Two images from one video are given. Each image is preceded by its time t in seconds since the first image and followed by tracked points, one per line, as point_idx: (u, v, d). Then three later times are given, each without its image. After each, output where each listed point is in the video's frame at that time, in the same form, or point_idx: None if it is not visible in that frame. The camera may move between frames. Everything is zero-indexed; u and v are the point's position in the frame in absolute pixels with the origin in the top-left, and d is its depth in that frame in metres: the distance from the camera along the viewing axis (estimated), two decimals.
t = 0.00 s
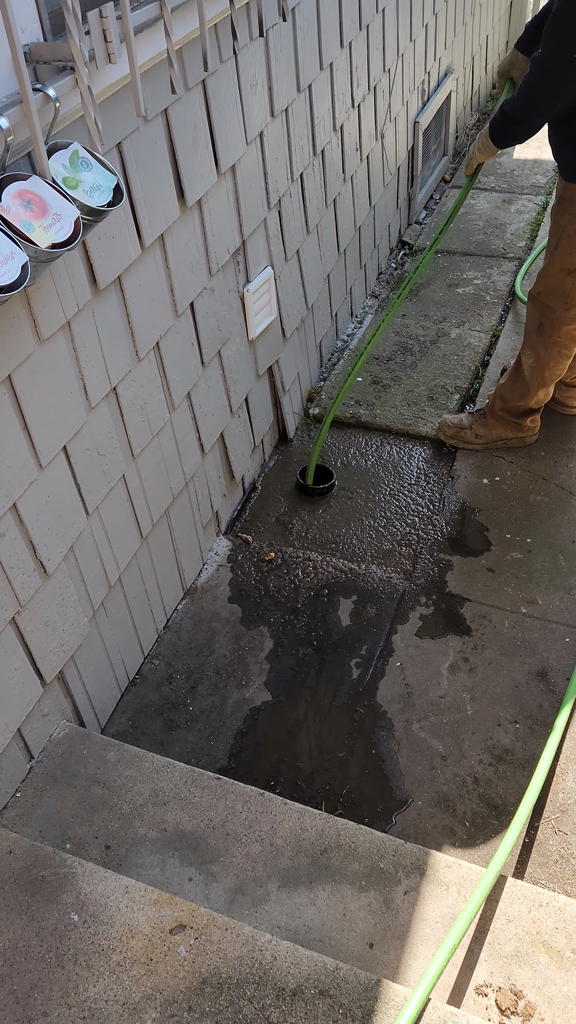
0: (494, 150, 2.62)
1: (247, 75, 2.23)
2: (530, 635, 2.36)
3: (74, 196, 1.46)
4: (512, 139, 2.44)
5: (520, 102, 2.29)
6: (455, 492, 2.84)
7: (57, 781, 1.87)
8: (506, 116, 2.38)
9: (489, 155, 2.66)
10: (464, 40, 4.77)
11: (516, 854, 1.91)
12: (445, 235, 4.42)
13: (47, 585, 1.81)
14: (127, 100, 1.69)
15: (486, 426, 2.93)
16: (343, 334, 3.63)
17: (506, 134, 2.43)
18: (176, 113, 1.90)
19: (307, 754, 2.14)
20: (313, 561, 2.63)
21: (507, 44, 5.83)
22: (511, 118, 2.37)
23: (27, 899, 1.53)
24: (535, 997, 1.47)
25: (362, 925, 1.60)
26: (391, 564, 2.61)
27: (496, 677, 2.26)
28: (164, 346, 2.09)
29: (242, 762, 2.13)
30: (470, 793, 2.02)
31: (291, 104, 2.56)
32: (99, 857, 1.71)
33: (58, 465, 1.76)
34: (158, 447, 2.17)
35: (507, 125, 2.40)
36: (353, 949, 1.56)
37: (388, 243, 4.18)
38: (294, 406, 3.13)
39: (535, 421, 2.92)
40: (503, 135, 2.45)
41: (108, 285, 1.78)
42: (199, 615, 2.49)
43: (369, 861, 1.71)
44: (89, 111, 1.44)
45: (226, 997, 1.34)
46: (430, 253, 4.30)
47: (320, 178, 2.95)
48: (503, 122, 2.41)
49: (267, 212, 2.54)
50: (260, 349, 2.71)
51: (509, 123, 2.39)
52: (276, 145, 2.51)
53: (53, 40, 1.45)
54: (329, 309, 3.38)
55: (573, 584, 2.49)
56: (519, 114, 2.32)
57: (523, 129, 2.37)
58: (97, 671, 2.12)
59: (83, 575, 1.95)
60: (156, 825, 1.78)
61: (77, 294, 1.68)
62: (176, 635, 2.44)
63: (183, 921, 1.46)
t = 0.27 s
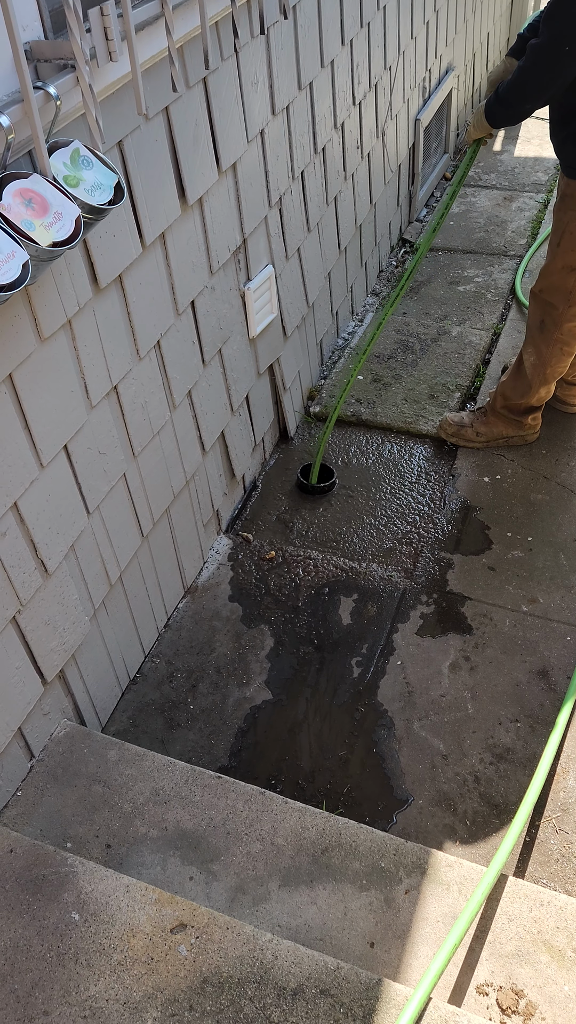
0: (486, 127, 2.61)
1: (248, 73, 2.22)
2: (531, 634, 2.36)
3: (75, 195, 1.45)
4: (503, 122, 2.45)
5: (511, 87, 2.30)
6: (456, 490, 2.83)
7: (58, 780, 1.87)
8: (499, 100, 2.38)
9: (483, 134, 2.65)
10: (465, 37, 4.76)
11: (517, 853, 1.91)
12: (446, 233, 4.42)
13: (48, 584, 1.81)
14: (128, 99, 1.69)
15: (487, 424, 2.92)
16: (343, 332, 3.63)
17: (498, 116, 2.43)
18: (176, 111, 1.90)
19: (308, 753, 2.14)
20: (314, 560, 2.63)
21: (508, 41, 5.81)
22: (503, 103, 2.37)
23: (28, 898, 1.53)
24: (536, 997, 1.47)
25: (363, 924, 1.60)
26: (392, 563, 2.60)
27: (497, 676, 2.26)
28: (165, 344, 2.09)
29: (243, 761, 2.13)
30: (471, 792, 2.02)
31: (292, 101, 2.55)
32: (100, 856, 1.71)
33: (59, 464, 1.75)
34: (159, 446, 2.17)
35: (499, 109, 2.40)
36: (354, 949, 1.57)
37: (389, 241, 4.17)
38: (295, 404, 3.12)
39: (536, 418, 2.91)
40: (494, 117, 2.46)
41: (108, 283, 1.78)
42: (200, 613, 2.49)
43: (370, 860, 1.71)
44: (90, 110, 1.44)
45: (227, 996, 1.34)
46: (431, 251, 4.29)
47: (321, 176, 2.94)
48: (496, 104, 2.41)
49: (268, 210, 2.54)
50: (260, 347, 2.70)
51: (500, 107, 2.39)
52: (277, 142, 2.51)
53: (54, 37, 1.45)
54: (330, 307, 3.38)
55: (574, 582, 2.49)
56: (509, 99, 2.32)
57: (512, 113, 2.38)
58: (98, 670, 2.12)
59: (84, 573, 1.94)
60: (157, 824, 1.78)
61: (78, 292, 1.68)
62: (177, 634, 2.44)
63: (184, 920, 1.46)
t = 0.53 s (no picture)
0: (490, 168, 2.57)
1: (244, 66, 2.21)
2: (528, 629, 2.36)
3: (70, 189, 1.44)
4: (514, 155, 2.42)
5: (522, 116, 2.28)
6: (453, 485, 2.83)
7: (56, 777, 1.86)
8: (509, 130, 2.36)
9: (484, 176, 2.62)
10: (461, 30, 4.74)
11: (515, 848, 1.91)
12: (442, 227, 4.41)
13: (45, 581, 1.80)
14: (124, 92, 1.67)
15: (484, 419, 2.92)
16: (340, 327, 3.62)
17: (510, 148, 2.40)
18: (172, 105, 1.88)
19: (306, 749, 2.13)
20: (312, 555, 2.63)
21: (503, 34, 5.79)
22: (516, 131, 2.34)
23: (26, 897, 1.53)
24: (535, 991, 1.48)
25: (362, 919, 1.60)
26: (389, 558, 2.60)
27: (495, 671, 2.26)
28: (161, 340, 2.08)
29: (241, 757, 2.13)
30: (470, 787, 2.02)
31: (288, 95, 2.54)
32: (98, 853, 1.71)
33: (56, 461, 1.74)
34: (155, 442, 2.16)
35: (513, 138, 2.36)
36: (353, 944, 1.57)
37: (385, 236, 4.16)
38: (291, 400, 3.12)
39: (533, 413, 2.91)
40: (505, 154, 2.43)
41: (104, 279, 1.77)
42: (197, 610, 2.48)
43: (369, 856, 1.71)
44: (86, 104, 1.43)
45: (227, 993, 1.34)
46: (426, 246, 4.28)
47: (317, 170, 2.93)
48: (506, 136, 2.38)
49: (264, 205, 2.53)
50: (257, 342, 2.69)
51: (512, 138, 2.36)
52: (273, 137, 2.50)
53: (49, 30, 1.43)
54: (327, 302, 3.37)
55: (571, 577, 2.49)
56: (524, 123, 2.29)
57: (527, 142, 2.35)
58: (95, 667, 2.11)
59: (81, 570, 1.94)
60: (155, 821, 1.78)
61: (74, 287, 1.67)
62: (175, 630, 2.43)
63: (183, 918, 1.46)
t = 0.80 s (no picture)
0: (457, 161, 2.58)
1: (232, 61, 2.19)
2: (520, 625, 2.36)
3: (57, 187, 1.42)
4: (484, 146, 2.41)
5: (484, 107, 2.27)
6: (444, 482, 2.83)
7: (48, 779, 1.85)
8: (472, 119, 2.35)
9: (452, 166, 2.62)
10: (450, 24, 4.73)
11: (508, 845, 1.92)
12: (432, 223, 4.40)
13: (35, 582, 1.79)
14: (111, 88, 1.66)
15: (475, 415, 2.91)
16: (330, 323, 3.61)
17: (475, 138, 2.39)
18: (160, 101, 1.87)
19: (299, 747, 2.13)
20: (303, 553, 2.62)
21: (492, 28, 5.78)
22: (478, 121, 2.33)
23: (18, 900, 1.52)
24: (529, 989, 1.49)
25: (356, 919, 1.60)
26: (381, 555, 2.60)
27: (487, 667, 2.26)
28: (150, 338, 2.06)
29: (234, 757, 2.12)
30: (463, 784, 2.02)
31: (277, 90, 2.52)
32: (91, 855, 1.71)
33: (45, 461, 1.73)
34: (145, 440, 2.15)
35: (477, 129, 2.36)
36: (347, 944, 1.57)
37: (375, 231, 4.15)
38: (282, 397, 3.10)
39: (524, 409, 2.90)
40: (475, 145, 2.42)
41: (93, 277, 1.75)
42: (188, 608, 2.47)
43: (363, 855, 1.71)
44: (72, 101, 1.42)
45: (220, 995, 1.34)
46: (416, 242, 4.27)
47: (306, 166, 2.92)
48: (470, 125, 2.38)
49: (253, 201, 2.51)
50: (247, 339, 2.68)
51: (478, 129, 2.35)
52: (261, 132, 2.48)
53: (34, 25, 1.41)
54: (317, 298, 3.36)
55: (563, 573, 2.49)
56: (487, 115, 2.28)
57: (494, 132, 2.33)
58: (86, 667, 2.10)
59: (71, 570, 1.92)
60: (148, 822, 1.77)
61: (62, 286, 1.65)
62: (166, 629, 2.42)
63: (176, 919, 1.46)
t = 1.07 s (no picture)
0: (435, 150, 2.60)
1: (215, 59, 2.18)
2: (507, 623, 2.36)
3: (38, 186, 1.40)
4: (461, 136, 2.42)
5: (458, 96, 2.31)
6: (431, 480, 2.83)
7: (33, 783, 1.83)
8: (447, 108, 2.38)
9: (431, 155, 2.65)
10: (433, 23, 4.73)
11: (497, 844, 1.92)
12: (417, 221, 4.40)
13: (19, 585, 1.77)
14: (93, 86, 1.64)
15: (461, 414, 2.92)
16: (315, 322, 3.60)
17: (449, 127, 2.42)
18: (142, 99, 1.85)
19: (287, 748, 2.12)
20: (290, 553, 2.61)
21: (475, 26, 5.79)
22: (452, 110, 2.37)
23: (4, 907, 1.50)
24: (518, 988, 1.49)
25: (345, 920, 1.60)
26: (368, 554, 2.59)
27: (474, 666, 2.27)
28: (134, 337, 2.05)
29: (222, 758, 2.11)
30: (451, 783, 2.02)
31: (260, 88, 2.51)
32: (78, 860, 1.69)
33: (28, 463, 1.71)
34: (130, 441, 2.13)
35: (451, 118, 2.39)
36: (337, 946, 1.56)
37: (360, 229, 4.14)
38: (268, 396, 3.09)
39: (509, 408, 2.91)
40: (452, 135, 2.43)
41: (75, 277, 1.74)
42: (175, 609, 2.46)
43: (352, 856, 1.71)
44: (52, 98, 1.41)
45: (209, 1000, 1.33)
46: (401, 240, 4.28)
47: (290, 164, 2.91)
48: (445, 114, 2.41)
49: (237, 200, 2.50)
50: (232, 339, 2.67)
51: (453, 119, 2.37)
52: (245, 130, 2.47)
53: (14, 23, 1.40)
54: (302, 297, 3.35)
55: (550, 571, 2.49)
56: (461, 104, 2.32)
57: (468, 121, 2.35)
58: (72, 670, 2.09)
59: (56, 573, 1.91)
60: (135, 826, 1.76)
61: (45, 286, 1.64)
62: (153, 631, 2.41)
63: (164, 924, 1.45)
